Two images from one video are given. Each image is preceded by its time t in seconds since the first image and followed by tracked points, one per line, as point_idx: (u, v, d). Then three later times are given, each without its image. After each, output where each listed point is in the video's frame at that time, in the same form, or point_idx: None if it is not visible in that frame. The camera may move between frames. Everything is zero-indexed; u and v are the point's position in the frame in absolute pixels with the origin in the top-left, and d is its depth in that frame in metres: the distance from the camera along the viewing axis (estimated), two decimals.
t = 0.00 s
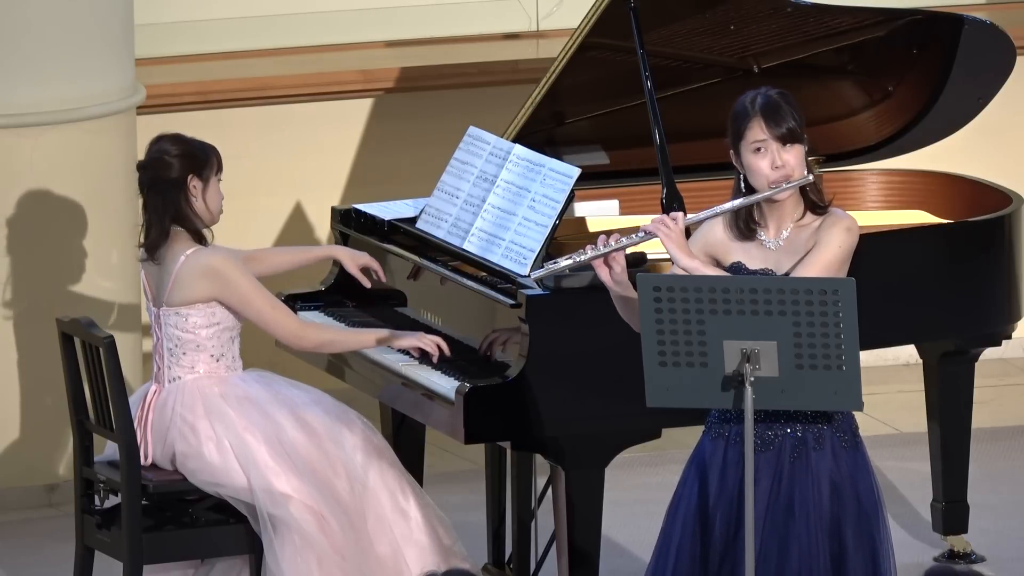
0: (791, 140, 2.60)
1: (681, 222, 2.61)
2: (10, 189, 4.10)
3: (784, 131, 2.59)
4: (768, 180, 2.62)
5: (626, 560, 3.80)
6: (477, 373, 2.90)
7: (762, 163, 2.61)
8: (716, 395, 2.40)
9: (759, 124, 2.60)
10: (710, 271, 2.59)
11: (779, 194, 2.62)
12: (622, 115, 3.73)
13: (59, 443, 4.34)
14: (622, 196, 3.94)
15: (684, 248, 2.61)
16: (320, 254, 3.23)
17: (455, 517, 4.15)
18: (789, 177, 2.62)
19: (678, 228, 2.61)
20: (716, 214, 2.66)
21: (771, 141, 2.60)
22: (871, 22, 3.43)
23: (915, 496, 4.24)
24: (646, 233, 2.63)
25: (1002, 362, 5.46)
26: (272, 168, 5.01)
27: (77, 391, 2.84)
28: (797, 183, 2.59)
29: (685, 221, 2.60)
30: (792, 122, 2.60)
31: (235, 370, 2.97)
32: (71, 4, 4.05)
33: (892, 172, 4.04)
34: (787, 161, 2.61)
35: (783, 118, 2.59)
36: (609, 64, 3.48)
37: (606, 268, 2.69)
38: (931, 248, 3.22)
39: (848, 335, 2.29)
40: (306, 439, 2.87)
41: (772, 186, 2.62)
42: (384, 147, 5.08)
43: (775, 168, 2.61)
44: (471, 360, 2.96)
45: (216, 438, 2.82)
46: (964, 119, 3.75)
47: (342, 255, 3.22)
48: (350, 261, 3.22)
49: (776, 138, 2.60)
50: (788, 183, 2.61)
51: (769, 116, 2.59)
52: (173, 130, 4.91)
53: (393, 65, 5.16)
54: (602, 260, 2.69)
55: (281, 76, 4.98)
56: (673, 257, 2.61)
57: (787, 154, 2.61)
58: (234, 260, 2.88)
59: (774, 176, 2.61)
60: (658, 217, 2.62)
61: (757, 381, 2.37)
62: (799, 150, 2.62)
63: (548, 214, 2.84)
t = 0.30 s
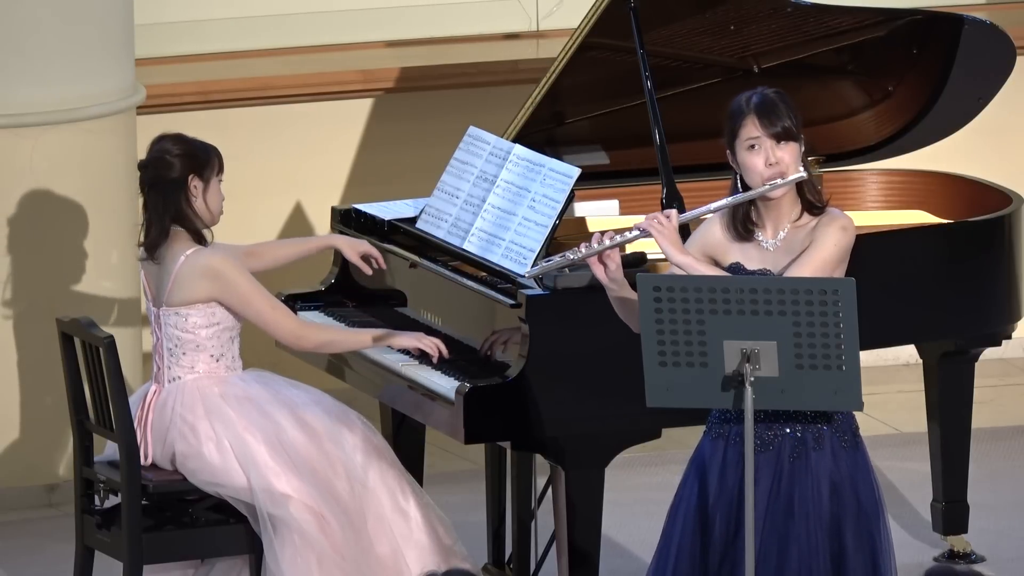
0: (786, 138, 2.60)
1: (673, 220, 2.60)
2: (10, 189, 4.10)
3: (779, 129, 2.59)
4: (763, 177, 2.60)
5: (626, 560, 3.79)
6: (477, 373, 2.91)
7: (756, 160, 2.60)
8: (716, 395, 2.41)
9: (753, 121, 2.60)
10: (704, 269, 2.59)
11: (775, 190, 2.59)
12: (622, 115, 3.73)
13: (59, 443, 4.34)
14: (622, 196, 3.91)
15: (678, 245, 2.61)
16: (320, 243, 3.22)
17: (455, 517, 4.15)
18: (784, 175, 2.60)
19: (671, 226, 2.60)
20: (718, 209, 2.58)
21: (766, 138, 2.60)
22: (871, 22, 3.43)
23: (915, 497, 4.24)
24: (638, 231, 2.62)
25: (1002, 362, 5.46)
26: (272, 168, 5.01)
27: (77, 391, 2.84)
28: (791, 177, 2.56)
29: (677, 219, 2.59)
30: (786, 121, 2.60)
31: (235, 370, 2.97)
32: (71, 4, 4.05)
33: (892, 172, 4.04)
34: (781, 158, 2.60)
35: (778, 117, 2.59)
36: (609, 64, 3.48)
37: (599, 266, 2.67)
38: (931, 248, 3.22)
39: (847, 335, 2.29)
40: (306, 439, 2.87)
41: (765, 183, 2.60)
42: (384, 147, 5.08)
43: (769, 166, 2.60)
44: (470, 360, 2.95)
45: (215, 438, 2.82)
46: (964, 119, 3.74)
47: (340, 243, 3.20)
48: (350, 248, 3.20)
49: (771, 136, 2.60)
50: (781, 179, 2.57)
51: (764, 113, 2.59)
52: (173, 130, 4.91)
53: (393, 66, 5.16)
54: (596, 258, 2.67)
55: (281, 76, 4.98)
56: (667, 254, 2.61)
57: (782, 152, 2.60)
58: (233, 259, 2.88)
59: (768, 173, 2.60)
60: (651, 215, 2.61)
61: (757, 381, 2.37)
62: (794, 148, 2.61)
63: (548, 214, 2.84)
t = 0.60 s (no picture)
0: (762, 146, 2.58)
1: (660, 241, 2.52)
2: (10, 189, 4.10)
3: (754, 138, 2.57)
4: (743, 187, 2.59)
5: (626, 560, 3.79)
6: (478, 373, 2.90)
7: (734, 171, 2.59)
8: (716, 395, 2.41)
9: (727, 133, 2.59)
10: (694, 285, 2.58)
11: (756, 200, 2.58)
12: (622, 115, 3.73)
13: (59, 443, 4.34)
14: (622, 196, 3.95)
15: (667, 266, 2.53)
16: (318, 240, 3.23)
17: (455, 517, 4.15)
18: (764, 183, 2.58)
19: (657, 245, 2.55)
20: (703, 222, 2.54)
21: (741, 149, 2.58)
22: (872, 22, 3.44)
23: (915, 497, 4.24)
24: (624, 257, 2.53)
25: (1002, 362, 5.46)
26: (272, 168, 5.01)
27: (77, 391, 2.84)
28: (770, 185, 2.55)
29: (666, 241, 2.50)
30: (761, 130, 2.58)
31: (234, 370, 2.97)
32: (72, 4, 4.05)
33: (891, 172, 4.06)
34: (759, 167, 2.58)
35: (751, 126, 2.58)
36: (609, 64, 3.48)
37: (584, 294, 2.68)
38: (931, 248, 3.22)
39: (848, 335, 2.29)
40: (306, 439, 2.87)
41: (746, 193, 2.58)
42: (384, 147, 5.08)
43: (748, 175, 2.58)
44: (470, 360, 2.95)
45: (215, 438, 2.82)
46: (964, 119, 3.74)
47: (338, 238, 3.22)
48: (350, 244, 3.22)
49: (746, 146, 2.58)
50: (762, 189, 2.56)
51: (737, 124, 2.58)
52: (173, 130, 4.91)
53: (393, 66, 5.16)
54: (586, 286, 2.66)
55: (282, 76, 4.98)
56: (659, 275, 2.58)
57: (759, 159, 2.58)
58: (233, 260, 2.88)
59: (747, 183, 2.58)
60: (636, 242, 2.52)
61: (757, 381, 2.37)
62: (772, 155, 2.59)
63: (548, 214, 2.85)
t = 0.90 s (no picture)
0: (719, 173, 2.58)
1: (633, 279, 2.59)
2: (10, 189, 4.10)
3: (709, 168, 2.57)
4: (708, 216, 2.61)
5: (626, 560, 3.79)
6: (478, 372, 2.90)
7: (697, 202, 2.61)
8: (716, 395, 2.41)
9: (682, 166, 2.59)
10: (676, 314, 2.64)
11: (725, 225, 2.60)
12: (622, 115, 3.73)
13: (59, 443, 4.34)
14: (622, 196, 3.93)
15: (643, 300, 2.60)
16: (319, 246, 3.24)
17: (455, 517, 4.15)
18: (728, 209, 2.60)
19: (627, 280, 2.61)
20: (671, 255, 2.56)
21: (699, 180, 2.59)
22: (871, 22, 3.44)
23: (916, 497, 4.24)
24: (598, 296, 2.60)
25: (1002, 362, 5.46)
26: (272, 168, 5.01)
27: (77, 391, 2.84)
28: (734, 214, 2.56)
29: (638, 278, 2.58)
30: (714, 156, 2.57)
31: (234, 370, 2.97)
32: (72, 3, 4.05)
33: (891, 172, 4.06)
34: (720, 194, 2.59)
35: (704, 155, 2.57)
36: (609, 64, 3.48)
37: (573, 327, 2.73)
38: (930, 247, 3.22)
39: (848, 335, 2.29)
40: (306, 439, 2.87)
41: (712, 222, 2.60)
42: (384, 147, 5.08)
43: (710, 205, 2.60)
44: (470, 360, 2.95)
45: (215, 438, 2.82)
46: (964, 119, 3.74)
47: (340, 243, 3.24)
48: (350, 248, 3.24)
49: (703, 176, 2.58)
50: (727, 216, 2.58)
51: (690, 157, 2.58)
52: (173, 130, 4.91)
53: (393, 66, 5.16)
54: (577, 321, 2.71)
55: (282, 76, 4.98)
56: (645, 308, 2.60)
57: (719, 187, 2.59)
58: (232, 261, 2.88)
59: (712, 212, 2.59)
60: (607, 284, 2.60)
61: (757, 380, 2.37)
62: (732, 178, 2.59)
63: (548, 214, 2.85)
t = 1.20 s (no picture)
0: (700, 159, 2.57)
1: (606, 244, 2.66)
2: (10, 189, 4.10)
3: (691, 154, 2.57)
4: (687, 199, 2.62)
5: (626, 560, 3.79)
6: (478, 373, 2.90)
7: (677, 184, 2.61)
8: (716, 395, 2.41)
9: (665, 149, 2.59)
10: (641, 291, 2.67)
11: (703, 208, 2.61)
12: (622, 115, 3.73)
13: (59, 443, 4.34)
14: (622, 196, 3.94)
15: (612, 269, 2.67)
16: (320, 256, 3.21)
17: (454, 517, 4.15)
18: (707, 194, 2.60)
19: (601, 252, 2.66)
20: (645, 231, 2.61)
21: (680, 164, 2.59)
22: (871, 22, 3.44)
23: (916, 497, 4.23)
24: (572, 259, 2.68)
25: (1002, 362, 5.46)
26: (272, 168, 5.01)
27: (77, 390, 2.84)
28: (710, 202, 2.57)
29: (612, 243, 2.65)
30: (697, 142, 2.57)
31: (234, 370, 2.97)
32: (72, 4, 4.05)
33: (891, 172, 4.06)
34: (700, 179, 2.59)
35: (688, 142, 2.56)
36: (609, 64, 3.48)
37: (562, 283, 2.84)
38: (930, 246, 3.22)
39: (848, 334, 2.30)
40: (306, 439, 2.87)
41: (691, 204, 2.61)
42: (384, 147, 5.08)
43: (689, 188, 2.60)
44: (470, 360, 2.95)
45: (215, 438, 2.82)
46: (964, 119, 3.75)
47: (342, 255, 3.19)
48: (351, 259, 3.19)
49: (684, 161, 2.58)
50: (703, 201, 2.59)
51: (673, 141, 2.57)
52: (173, 130, 4.91)
53: (393, 66, 5.16)
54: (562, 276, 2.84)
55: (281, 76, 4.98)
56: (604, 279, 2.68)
57: (700, 172, 2.58)
58: (232, 261, 2.87)
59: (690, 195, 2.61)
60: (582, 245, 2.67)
61: (757, 381, 2.37)
62: (714, 165, 2.59)
63: (548, 213, 2.85)
